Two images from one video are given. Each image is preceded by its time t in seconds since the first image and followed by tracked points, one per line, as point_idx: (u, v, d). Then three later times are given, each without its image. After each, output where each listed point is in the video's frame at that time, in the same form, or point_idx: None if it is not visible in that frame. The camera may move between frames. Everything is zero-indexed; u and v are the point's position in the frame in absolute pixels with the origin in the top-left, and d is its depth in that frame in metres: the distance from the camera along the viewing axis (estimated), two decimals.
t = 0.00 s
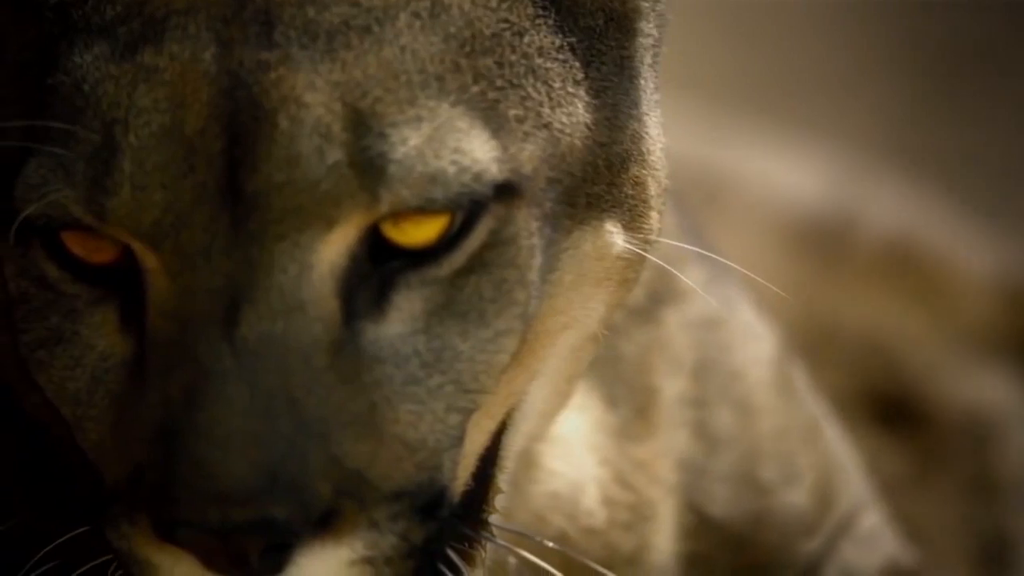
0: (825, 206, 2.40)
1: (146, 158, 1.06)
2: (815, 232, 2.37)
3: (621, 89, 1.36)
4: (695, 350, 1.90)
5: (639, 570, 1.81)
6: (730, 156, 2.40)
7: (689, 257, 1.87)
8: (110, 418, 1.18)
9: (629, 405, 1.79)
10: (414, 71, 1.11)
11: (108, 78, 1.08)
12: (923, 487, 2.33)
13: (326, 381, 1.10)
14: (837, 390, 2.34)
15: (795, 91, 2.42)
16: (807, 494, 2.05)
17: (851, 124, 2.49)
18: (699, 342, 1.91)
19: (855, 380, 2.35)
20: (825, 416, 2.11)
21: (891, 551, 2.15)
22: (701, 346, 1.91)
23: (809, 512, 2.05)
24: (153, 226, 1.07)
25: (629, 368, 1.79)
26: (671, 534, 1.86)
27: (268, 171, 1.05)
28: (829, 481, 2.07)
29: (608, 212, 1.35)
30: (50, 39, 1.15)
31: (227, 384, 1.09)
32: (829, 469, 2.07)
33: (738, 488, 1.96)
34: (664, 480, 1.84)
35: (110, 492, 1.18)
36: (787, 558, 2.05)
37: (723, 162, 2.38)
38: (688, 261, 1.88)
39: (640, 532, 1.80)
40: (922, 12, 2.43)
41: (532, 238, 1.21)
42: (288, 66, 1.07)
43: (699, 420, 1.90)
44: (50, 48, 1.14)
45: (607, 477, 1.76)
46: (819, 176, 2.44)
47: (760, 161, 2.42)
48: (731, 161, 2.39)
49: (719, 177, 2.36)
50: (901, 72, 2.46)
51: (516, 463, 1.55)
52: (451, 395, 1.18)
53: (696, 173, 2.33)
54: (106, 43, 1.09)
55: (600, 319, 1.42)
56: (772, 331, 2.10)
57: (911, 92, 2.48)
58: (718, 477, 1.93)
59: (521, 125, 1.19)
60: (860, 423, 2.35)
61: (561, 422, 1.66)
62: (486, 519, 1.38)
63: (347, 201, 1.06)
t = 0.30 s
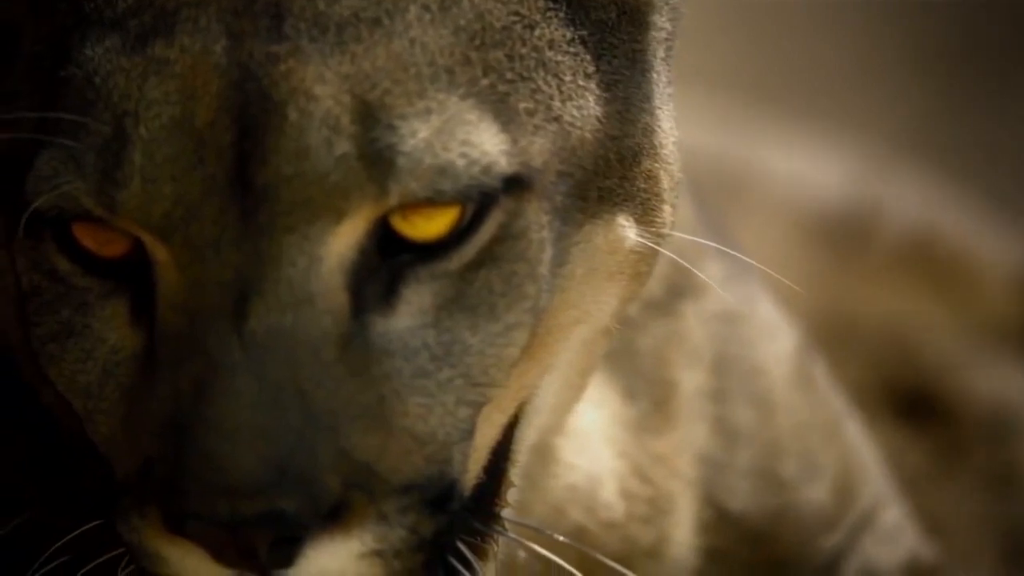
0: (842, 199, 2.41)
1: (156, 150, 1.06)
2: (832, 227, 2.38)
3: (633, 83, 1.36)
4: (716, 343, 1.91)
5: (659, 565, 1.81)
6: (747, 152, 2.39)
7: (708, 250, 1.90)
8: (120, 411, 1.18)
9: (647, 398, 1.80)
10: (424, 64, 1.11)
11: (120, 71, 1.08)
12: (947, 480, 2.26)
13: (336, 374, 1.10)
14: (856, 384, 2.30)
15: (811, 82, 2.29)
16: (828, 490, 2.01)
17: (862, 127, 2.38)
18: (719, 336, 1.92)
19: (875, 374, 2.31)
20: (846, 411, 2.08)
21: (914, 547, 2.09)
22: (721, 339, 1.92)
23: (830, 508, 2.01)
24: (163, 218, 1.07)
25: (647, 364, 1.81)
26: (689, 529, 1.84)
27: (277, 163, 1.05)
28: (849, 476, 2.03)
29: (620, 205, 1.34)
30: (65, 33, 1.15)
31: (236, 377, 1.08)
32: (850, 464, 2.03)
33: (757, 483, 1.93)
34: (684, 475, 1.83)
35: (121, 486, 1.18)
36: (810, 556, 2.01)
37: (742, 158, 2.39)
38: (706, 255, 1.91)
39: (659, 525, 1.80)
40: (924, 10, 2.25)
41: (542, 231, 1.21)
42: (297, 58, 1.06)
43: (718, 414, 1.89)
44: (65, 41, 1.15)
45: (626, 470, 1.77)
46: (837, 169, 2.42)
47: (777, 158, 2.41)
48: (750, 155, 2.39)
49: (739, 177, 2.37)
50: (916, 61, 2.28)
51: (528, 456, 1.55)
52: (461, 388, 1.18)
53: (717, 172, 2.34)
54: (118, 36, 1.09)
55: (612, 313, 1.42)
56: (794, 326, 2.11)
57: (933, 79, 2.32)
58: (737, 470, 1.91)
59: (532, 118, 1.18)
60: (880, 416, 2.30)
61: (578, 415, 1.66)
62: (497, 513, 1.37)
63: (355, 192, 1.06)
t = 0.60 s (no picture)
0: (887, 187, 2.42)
1: (170, 140, 1.06)
2: (870, 215, 2.36)
3: (649, 74, 1.35)
4: (738, 336, 1.90)
5: (683, 558, 1.79)
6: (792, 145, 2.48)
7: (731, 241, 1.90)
8: (134, 403, 1.18)
9: (668, 390, 1.79)
10: (436, 55, 1.10)
11: (135, 61, 1.08)
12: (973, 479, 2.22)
13: (349, 365, 1.09)
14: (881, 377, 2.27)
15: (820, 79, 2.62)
16: (854, 486, 1.99)
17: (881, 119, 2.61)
18: (741, 330, 1.91)
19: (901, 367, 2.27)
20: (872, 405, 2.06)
21: (939, 541, 2.08)
22: (743, 334, 1.91)
23: (855, 504, 2.00)
24: (177, 209, 1.07)
25: (670, 357, 1.80)
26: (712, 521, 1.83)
27: (290, 153, 1.05)
28: (874, 473, 2.02)
29: (635, 197, 1.33)
30: (80, 26, 1.15)
31: (249, 367, 1.08)
32: (877, 457, 2.02)
33: (783, 479, 1.92)
34: (708, 468, 1.82)
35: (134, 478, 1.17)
36: (835, 552, 2.01)
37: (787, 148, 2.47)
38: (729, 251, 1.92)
39: (683, 518, 1.78)
40: (924, 11, 2.60)
41: (555, 222, 1.20)
42: (310, 49, 1.06)
43: (741, 410, 1.88)
44: (80, 34, 1.15)
45: (648, 463, 1.76)
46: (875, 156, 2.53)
47: (823, 150, 2.49)
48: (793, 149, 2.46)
49: (784, 163, 2.42)
50: (916, 60, 2.62)
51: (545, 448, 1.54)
52: (474, 379, 1.17)
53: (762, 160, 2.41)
54: (133, 27, 1.09)
55: (628, 305, 1.41)
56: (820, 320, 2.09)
57: (926, 77, 2.62)
58: (759, 464, 1.89)
59: (545, 109, 1.18)
60: (905, 410, 2.27)
61: (598, 407, 1.65)
62: (512, 506, 1.37)
63: (368, 182, 1.05)
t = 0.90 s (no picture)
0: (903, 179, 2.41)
1: (182, 133, 1.06)
2: (888, 210, 2.35)
3: (662, 67, 1.34)
4: (759, 331, 1.91)
5: (703, 553, 1.78)
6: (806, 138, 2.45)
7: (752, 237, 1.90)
8: (146, 396, 1.18)
9: (687, 384, 1.79)
10: (448, 47, 1.10)
11: (148, 54, 1.08)
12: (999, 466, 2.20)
13: (360, 358, 1.09)
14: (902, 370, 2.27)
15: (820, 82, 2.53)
16: (873, 481, 2.00)
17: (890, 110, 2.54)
18: (761, 325, 1.91)
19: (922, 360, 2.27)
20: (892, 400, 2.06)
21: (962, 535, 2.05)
22: (762, 329, 1.91)
23: (873, 499, 2.00)
24: (189, 202, 1.07)
25: (687, 351, 1.80)
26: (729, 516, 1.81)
27: (301, 146, 1.05)
28: (894, 468, 2.01)
29: (648, 190, 1.33)
30: (94, 19, 1.16)
31: (260, 360, 1.07)
32: (895, 451, 2.01)
33: (803, 473, 1.92)
34: (727, 462, 1.81)
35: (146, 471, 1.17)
36: (854, 545, 2.00)
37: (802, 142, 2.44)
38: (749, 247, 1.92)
39: (702, 512, 1.77)
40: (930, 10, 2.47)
41: (567, 216, 1.19)
42: (322, 41, 1.06)
43: (762, 404, 1.88)
44: (94, 27, 1.15)
45: (667, 457, 1.75)
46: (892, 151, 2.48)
47: (839, 143, 2.46)
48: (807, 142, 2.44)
49: (795, 160, 2.41)
50: (922, 61, 2.52)
51: (558, 442, 1.53)
52: (485, 372, 1.16)
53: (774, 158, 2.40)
54: (146, 20, 1.09)
55: (642, 299, 1.41)
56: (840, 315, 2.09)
57: (927, 79, 2.53)
58: (780, 460, 1.89)
59: (557, 102, 1.17)
60: (925, 403, 2.26)
61: (617, 401, 1.65)
62: (524, 499, 1.36)
63: (379, 174, 1.05)
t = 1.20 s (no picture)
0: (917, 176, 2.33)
1: (194, 125, 1.06)
2: (902, 215, 2.32)
3: (675, 60, 1.34)
4: (777, 327, 1.89)
5: (722, 547, 1.79)
6: (822, 129, 2.32)
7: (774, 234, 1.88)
8: (158, 389, 1.18)
9: (705, 379, 1.79)
10: (460, 40, 1.09)
11: (161, 47, 1.08)
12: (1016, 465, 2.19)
13: (372, 351, 1.08)
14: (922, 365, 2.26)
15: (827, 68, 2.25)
16: (895, 477, 1.96)
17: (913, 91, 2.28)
18: (780, 321, 1.89)
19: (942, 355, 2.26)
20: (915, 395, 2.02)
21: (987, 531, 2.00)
22: (781, 324, 1.89)
23: (896, 495, 1.96)
24: (201, 195, 1.07)
25: (707, 346, 1.80)
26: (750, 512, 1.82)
27: (312, 139, 1.04)
28: (916, 465, 1.97)
29: (661, 184, 1.32)
30: (109, 12, 1.16)
31: (272, 353, 1.07)
32: (919, 447, 1.97)
33: (824, 470, 1.89)
34: (747, 457, 1.82)
35: (160, 464, 1.17)
36: (876, 542, 1.97)
37: (820, 129, 2.32)
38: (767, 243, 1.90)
39: (721, 506, 1.79)
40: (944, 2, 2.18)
41: (579, 209, 1.19)
42: (334, 34, 1.06)
43: (781, 400, 1.86)
44: (109, 21, 1.16)
45: (687, 453, 1.77)
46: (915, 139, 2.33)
47: (856, 133, 2.33)
48: (823, 133, 2.32)
49: (808, 156, 2.32)
50: (924, 61, 2.22)
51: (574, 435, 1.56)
52: (497, 366, 1.16)
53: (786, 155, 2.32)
54: (159, 13, 1.09)
55: (656, 293, 1.40)
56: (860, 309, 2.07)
57: (934, 72, 2.24)
58: (800, 455, 1.87)
59: (569, 96, 1.17)
60: (943, 397, 2.26)
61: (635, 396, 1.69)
62: (538, 492, 1.36)
63: (390, 167, 1.05)
